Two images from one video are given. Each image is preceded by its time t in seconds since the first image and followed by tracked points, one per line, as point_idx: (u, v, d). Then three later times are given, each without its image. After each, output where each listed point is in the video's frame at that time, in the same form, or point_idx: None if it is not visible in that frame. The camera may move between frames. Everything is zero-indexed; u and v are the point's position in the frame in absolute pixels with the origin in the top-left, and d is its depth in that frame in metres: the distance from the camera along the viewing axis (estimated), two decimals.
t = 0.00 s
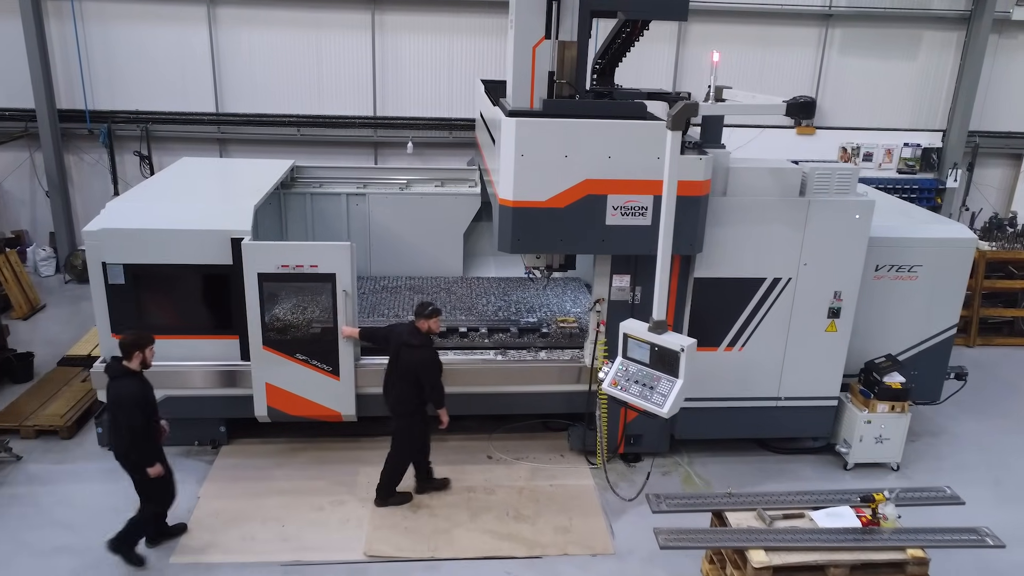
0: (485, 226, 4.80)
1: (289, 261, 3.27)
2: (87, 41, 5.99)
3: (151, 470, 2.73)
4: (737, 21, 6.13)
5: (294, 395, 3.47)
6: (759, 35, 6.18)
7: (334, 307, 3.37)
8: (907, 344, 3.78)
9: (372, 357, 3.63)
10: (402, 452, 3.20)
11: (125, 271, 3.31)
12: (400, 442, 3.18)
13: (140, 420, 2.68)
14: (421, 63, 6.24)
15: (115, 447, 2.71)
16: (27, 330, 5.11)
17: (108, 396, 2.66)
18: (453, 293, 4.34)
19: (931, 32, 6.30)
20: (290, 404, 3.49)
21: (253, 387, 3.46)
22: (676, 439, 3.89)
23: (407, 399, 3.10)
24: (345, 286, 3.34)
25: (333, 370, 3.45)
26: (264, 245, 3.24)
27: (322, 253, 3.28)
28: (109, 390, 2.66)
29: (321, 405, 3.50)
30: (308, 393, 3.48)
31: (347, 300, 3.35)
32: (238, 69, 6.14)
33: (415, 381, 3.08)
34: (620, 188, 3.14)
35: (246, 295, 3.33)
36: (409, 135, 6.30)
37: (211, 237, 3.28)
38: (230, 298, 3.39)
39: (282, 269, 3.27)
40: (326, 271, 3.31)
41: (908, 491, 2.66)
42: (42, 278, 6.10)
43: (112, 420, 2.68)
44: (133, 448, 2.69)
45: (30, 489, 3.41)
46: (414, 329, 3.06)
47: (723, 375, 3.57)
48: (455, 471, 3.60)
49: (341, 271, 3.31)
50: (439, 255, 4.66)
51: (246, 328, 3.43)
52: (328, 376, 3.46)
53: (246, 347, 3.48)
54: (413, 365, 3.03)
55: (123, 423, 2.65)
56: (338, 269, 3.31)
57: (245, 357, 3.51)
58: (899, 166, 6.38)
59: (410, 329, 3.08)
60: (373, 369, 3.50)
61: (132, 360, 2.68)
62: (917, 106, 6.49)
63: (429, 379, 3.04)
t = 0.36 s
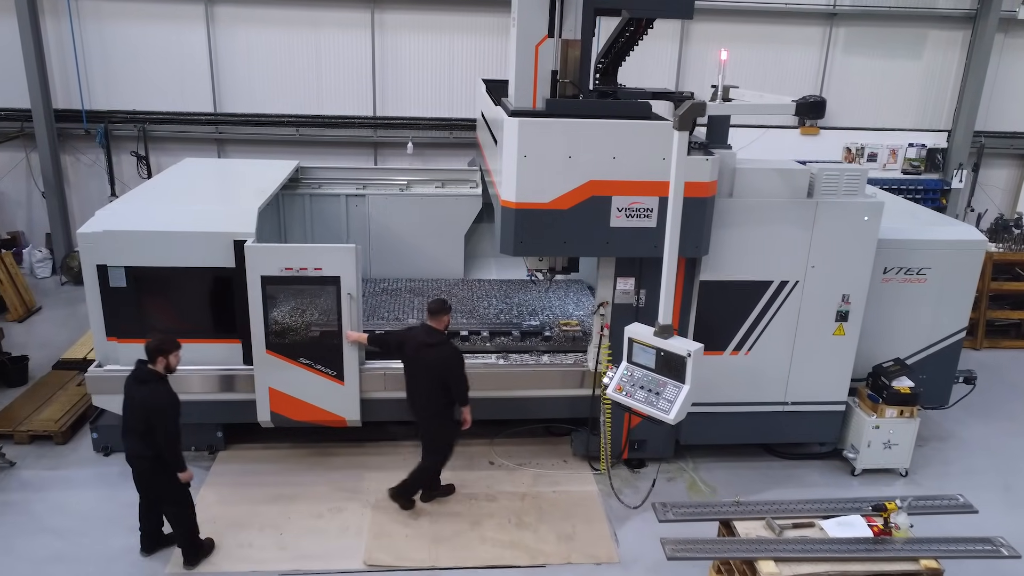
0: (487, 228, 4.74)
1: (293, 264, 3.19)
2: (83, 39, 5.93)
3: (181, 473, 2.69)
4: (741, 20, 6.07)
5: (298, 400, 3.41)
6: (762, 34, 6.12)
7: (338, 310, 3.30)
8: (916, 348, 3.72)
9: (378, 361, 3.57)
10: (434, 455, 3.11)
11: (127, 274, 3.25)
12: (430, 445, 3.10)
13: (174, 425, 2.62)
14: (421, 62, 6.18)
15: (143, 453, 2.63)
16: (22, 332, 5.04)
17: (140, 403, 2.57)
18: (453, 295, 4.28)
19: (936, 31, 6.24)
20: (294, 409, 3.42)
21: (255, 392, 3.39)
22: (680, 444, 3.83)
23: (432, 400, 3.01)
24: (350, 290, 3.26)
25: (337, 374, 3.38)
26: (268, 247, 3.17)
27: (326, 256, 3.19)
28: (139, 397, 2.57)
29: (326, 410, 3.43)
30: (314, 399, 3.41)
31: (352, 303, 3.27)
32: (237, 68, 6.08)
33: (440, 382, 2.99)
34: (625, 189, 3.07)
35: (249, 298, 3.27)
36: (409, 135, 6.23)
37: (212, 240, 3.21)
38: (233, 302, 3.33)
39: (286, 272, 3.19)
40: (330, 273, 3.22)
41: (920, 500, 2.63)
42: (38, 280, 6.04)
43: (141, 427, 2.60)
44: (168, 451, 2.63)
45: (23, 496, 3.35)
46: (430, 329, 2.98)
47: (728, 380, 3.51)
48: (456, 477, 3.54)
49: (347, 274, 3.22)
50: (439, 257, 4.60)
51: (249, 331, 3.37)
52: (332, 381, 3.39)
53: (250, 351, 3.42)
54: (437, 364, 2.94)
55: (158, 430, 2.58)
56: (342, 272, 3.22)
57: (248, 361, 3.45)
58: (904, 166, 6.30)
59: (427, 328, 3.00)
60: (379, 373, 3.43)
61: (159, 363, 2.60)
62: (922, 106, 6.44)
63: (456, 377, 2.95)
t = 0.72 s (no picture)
0: (488, 228, 4.69)
1: (303, 266, 3.14)
2: (80, 38, 5.87)
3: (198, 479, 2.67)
4: (744, 19, 6.02)
5: (308, 403, 3.36)
6: (766, 32, 6.07)
7: (345, 312, 3.23)
8: (924, 350, 3.67)
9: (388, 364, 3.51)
10: (468, 459, 3.01)
11: (133, 275, 3.20)
12: (462, 450, 3.00)
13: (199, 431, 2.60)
14: (422, 61, 6.13)
15: (161, 463, 2.58)
16: (19, 334, 4.99)
17: (166, 413, 2.52)
18: (454, 297, 4.22)
19: (941, 30, 6.19)
20: (304, 412, 3.38)
21: (265, 395, 3.34)
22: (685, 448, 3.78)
23: (458, 400, 2.93)
24: (361, 292, 3.21)
25: (347, 377, 3.34)
26: (278, 248, 3.11)
27: (337, 257, 3.15)
28: (162, 407, 2.52)
29: (335, 413, 3.39)
30: (325, 402, 3.37)
31: (363, 305, 3.22)
32: (235, 67, 6.02)
33: (464, 381, 2.92)
34: (630, 189, 3.02)
35: (258, 301, 3.22)
36: (409, 134, 6.17)
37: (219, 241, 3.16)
38: (241, 304, 3.27)
39: (295, 274, 3.14)
40: (341, 275, 3.18)
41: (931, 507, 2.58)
42: (35, 281, 5.99)
43: (162, 437, 2.54)
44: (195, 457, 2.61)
45: (18, 501, 3.29)
46: (442, 331, 2.91)
47: (734, 383, 3.45)
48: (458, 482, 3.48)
49: (358, 275, 3.17)
50: (441, 258, 4.55)
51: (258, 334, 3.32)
52: (342, 384, 3.34)
53: (259, 354, 3.37)
54: (460, 362, 2.88)
55: (184, 440, 2.55)
56: (353, 273, 3.17)
57: (257, 364, 3.39)
58: (908, 166, 6.25)
59: (439, 331, 2.92)
60: (388, 376, 3.38)
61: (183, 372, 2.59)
62: (927, 105, 6.39)
63: (480, 371, 2.91)
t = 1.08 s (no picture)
0: (491, 229, 4.63)
1: (319, 266, 3.11)
2: (78, 37, 5.83)
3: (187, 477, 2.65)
4: (747, 18, 5.97)
5: (323, 406, 3.31)
6: (769, 31, 6.02)
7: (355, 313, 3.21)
8: (933, 352, 3.62)
9: (403, 366, 3.47)
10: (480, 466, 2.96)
11: (145, 277, 3.15)
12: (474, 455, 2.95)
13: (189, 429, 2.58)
14: (423, 60, 6.08)
15: (161, 468, 2.53)
16: (16, 335, 4.94)
17: (161, 415, 2.48)
18: (455, 298, 4.17)
19: (946, 29, 6.14)
20: (321, 415, 3.33)
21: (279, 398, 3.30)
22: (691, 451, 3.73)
23: (472, 405, 2.88)
24: (378, 293, 3.16)
25: (363, 380, 3.29)
26: (294, 249, 3.08)
27: (354, 258, 3.11)
28: (155, 410, 2.48)
29: (351, 416, 3.34)
30: (341, 405, 3.32)
31: (380, 306, 3.18)
32: (235, 67, 5.98)
33: (478, 387, 2.87)
34: (636, 189, 2.97)
35: (274, 303, 3.17)
36: (410, 134, 6.12)
37: (232, 242, 3.11)
38: (258, 306, 3.22)
39: (312, 274, 3.10)
40: (358, 276, 3.13)
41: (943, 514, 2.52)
42: (33, 282, 5.95)
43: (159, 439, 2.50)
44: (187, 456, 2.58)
45: (13, 505, 3.24)
46: (458, 334, 2.87)
47: (741, 385, 3.40)
48: (461, 486, 3.43)
49: (376, 276, 3.14)
50: (443, 259, 4.50)
51: (274, 336, 3.27)
52: (358, 387, 3.29)
53: (274, 356, 3.32)
54: (475, 367, 2.83)
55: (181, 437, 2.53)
56: (370, 274, 3.14)
57: (273, 367, 3.34)
58: (913, 166, 6.22)
59: (454, 335, 2.88)
60: (403, 378, 3.34)
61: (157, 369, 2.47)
62: (932, 104, 6.34)
63: (494, 378, 2.85)
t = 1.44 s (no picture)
0: (493, 229, 4.60)
1: (339, 267, 3.07)
2: (77, 35, 5.78)
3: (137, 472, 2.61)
4: (751, 17, 5.93)
5: (341, 408, 3.28)
6: (773, 30, 5.98)
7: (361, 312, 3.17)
8: (942, 354, 3.58)
9: (421, 367, 3.43)
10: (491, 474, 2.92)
11: (163, 278, 3.11)
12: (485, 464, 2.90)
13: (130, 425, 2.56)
14: (425, 59, 6.03)
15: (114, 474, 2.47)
16: (14, 337, 4.89)
17: (108, 420, 2.43)
18: (457, 299, 4.13)
19: (951, 28, 6.10)
20: (340, 417, 3.30)
21: (298, 400, 3.28)
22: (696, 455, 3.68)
23: (480, 413, 2.83)
24: (398, 293, 3.13)
25: (382, 382, 3.25)
26: (314, 250, 3.04)
27: (374, 258, 3.07)
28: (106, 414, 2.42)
29: (369, 418, 3.30)
30: (359, 407, 3.28)
31: (400, 308, 3.14)
32: (235, 66, 5.93)
33: (487, 396, 2.81)
34: (641, 189, 2.93)
35: (293, 303, 3.13)
36: (411, 133, 6.08)
37: (252, 241, 3.07)
38: (280, 307, 3.16)
39: (331, 276, 3.07)
40: (377, 277, 3.10)
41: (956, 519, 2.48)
42: (31, 283, 5.91)
43: (102, 451, 2.42)
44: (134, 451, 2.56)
45: (9, 509, 3.20)
46: (477, 339, 2.83)
47: (748, 387, 3.36)
48: (464, 490, 3.39)
49: (395, 278, 3.10)
50: (445, 260, 4.45)
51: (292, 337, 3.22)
52: (377, 389, 3.26)
53: (292, 358, 3.26)
54: (482, 376, 2.78)
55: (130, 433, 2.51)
56: (390, 275, 3.10)
57: (290, 368, 3.29)
58: (917, 166, 6.21)
59: (473, 340, 2.84)
60: (422, 380, 3.31)
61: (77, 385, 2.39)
62: (936, 104, 6.30)
63: (501, 391, 2.77)
